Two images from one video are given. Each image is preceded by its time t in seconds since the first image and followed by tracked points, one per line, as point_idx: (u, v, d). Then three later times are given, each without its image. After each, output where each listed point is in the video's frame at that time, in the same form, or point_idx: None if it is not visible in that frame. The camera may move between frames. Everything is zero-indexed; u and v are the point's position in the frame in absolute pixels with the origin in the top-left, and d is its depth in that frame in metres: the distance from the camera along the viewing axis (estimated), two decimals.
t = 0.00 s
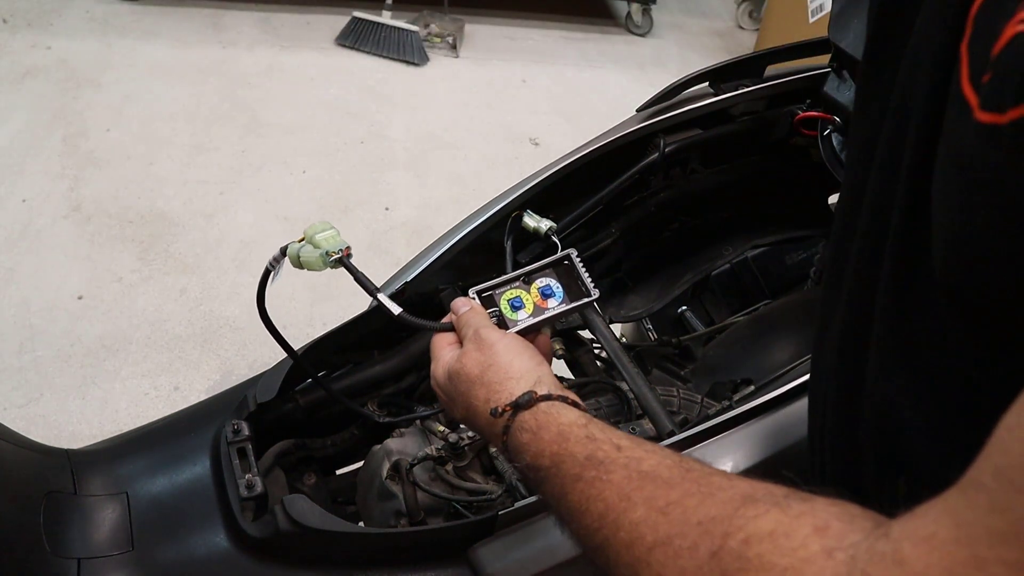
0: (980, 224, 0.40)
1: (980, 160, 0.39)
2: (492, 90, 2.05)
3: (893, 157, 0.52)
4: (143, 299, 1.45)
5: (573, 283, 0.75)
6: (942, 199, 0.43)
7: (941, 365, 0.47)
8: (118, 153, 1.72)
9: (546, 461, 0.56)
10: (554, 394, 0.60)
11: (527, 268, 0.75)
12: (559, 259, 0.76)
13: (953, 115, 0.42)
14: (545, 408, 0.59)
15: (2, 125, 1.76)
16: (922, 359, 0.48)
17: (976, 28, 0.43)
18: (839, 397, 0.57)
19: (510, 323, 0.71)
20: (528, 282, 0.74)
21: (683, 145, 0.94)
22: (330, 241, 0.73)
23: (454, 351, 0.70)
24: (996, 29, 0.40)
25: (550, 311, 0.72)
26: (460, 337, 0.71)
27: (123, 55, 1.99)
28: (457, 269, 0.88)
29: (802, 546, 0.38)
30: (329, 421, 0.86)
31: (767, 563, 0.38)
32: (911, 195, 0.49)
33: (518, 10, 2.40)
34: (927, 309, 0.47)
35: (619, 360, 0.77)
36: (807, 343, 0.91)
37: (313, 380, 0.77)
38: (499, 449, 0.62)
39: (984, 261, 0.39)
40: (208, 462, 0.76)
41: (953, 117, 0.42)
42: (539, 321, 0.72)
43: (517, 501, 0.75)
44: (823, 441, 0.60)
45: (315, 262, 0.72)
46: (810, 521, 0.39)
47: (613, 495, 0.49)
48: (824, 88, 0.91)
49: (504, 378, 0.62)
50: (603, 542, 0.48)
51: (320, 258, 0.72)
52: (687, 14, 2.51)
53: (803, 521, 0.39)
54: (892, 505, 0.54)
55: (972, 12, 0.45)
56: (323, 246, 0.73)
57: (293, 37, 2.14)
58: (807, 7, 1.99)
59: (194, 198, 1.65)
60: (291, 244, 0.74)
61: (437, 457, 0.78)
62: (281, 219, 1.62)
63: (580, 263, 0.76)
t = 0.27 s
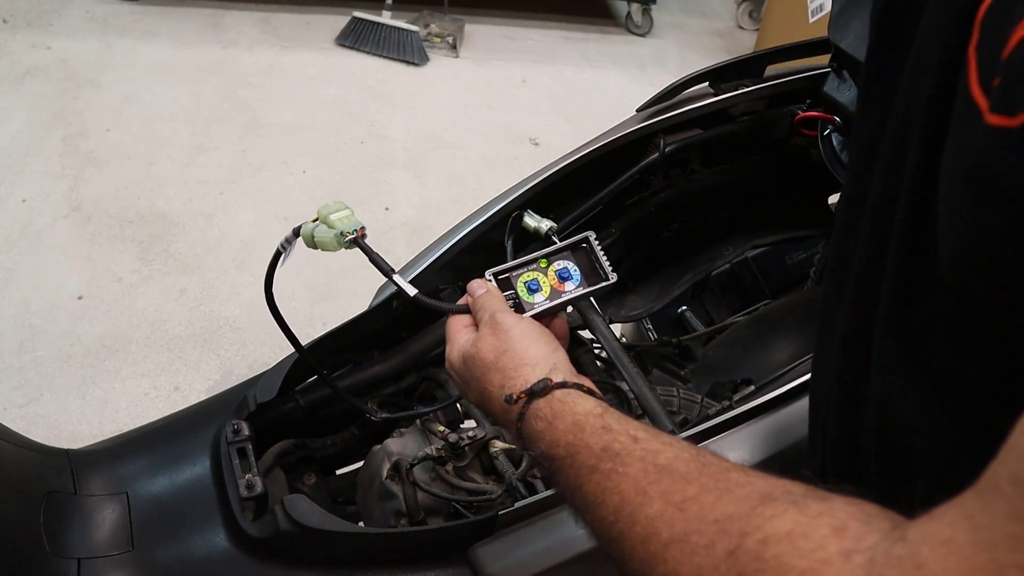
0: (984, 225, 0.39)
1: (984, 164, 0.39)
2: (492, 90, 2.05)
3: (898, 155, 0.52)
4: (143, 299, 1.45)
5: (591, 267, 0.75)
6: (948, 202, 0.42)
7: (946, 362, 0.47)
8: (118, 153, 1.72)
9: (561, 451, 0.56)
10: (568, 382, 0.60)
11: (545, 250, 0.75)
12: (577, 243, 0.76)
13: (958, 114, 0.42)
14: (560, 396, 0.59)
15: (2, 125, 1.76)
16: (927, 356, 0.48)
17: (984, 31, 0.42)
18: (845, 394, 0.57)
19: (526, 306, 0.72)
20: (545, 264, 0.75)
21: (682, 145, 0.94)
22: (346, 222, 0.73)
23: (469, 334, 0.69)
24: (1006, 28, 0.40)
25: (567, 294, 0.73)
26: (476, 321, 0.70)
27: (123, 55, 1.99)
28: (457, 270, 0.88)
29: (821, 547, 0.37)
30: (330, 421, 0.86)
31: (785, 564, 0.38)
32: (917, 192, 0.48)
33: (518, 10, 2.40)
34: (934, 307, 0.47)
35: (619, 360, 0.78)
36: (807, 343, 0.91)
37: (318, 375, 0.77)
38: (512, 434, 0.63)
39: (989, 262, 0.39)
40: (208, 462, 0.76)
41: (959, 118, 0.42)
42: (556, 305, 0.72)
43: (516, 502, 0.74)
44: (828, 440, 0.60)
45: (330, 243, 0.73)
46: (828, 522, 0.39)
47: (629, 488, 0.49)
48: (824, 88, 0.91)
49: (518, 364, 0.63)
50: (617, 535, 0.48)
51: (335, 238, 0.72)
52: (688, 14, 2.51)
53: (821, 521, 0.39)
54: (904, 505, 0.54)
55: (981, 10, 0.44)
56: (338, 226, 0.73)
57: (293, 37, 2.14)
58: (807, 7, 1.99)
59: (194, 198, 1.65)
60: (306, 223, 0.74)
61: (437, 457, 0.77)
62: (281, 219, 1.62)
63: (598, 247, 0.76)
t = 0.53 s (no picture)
0: (987, 228, 0.40)
1: (988, 166, 0.39)
2: (492, 90, 2.05)
3: (900, 156, 0.52)
4: (143, 299, 1.45)
5: (594, 267, 0.75)
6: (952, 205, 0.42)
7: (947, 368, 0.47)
8: (118, 153, 1.72)
9: (566, 452, 0.56)
10: (573, 382, 0.60)
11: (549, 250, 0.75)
12: (580, 242, 0.76)
13: (961, 119, 0.42)
14: (565, 397, 0.59)
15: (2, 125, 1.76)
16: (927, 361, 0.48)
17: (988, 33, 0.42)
18: (846, 396, 0.57)
19: (530, 306, 0.72)
20: (549, 264, 0.75)
21: (683, 145, 0.94)
22: (349, 223, 0.73)
23: (474, 334, 0.69)
24: (1008, 30, 0.40)
25: (570, 295, 0.73)
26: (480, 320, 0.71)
27: (123, 55, 1.99)
28: (457, 270, 0.88)
29: (825, 549, 0.38)
30: (331, 421, 0.86)
31: (790, 565, 0.38)
32: (918, 195, 0.49)
33: (518, 10, 2.40)
34: (936, 310, 0.47)
35: (619, 361, 0.78)
36: (807, 343, 0.91)
37: (319, 375, 0.77)
38: (516, 435, 0.63)
39: (991, 267, 0.39)
40: (208, 462, 0.76)
41: (962, 122, 0.42)
42: (559, 305, 0.72)
43: (516, 502, 0.74)
44: (829, 441, 0.60)
45: (334, 244, 0.73)
46: (833, 523, 0.39)
47: (633, 489, 0.49)
48: (824, 88, 0.91)
49: (523, 364, 0.63)
50: (622, 536, 0.48)
51: (338, 239, 0.72)
52: (688, 14, 2.51)
53: (825, 523, 0.39)
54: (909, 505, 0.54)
55: (985, 13, 0.44)
56: (341, 228, 0.73)
57: (293, 37, 2.14)
58: (807, 7, 1.99)
59: (194, 198, 1.65)
60: (310, 224, 0.75)
61: (437, 457, 0.77)
62: (281, 219, 1.62)
63: (602, 246, 0.76)
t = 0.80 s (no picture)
0: (984, 231, 0.40)
1: (987, 169, 0.39)
2: (492, 90, 2.05)
3: (898, 159, 0.52)
4: (142, 300, 1.45)
5: (593, 268, 0.75)
6: (950, 207, 0.42)
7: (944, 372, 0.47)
8: (118, 153, 1.72)
9: (564, 454, 0.56)
10: (571, 385, 0.60)
11: (547, 251, 0.75)
12: (579, 243, 0.76)
13: (959, 122, 0.42)
14: (563, 399, 0.59)
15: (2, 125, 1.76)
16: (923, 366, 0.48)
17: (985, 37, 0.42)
18: (844, 398, 0.57)
19: (529, 307, 0.72)
20: (547, 265, 0.75)
21: (683, 145, 0.95)
22: (347, 224, 0.73)
23: (472, 335, 0.69)
24: (1005, 35, 0.40)
25: (569, 296, 0.73)
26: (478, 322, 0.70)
27: (123, 55, 1.99)
28: (457, 270, 0.88)
29: (822, 553, 0.38)
30: (330, 422, 0.86)
31: (787, 569, 0.38)
32: (916, 198, 0.49)
33: (518, 10, 2.40)
34: (933, 312, 0.48)
35: (619, 360, 0.78)
36: (807, 342, 0.91)
37: (319, 375, 0.77)
38: (515, 437, 0.63)
39: (988, 269, 0.39)
40: (208, 462, 0.75)
41: (960, 125, 0.42)
42: (558, 306, 0.72)
43: (516, 502, 0.74)
44: (827, 442, 0.60)
45: (332, 245, 0.73)
46: (829, 528, 0.39)
47: (631, 491, 0.49)
48: (823, 88, 0.91)
49: (521, 366, 0.63)
50: (620, 539, 0.47)
51: (337, 241, 0.72)
52: (688, 14, 2.51)
53: (822, 527, 0.39)
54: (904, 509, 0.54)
55: (984, 17, 0.44)
56: (339, 229, 0.73)
57: (293, 37, 2.14)
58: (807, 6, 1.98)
59: (194, 198, 1.65)
60: (307, 226, 0.74)
61: (437, 457, 0.77)
62: (281, 219, 1.62)
63: (600, 247, 0.76)
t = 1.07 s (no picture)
0: (978, 235, 0.40)
1: (979, 173, 0.39)
2: (492, 90, 2.05)
3: (894, 162, 0.52)
4: (143, 300, 1.45)
5: (591, 271, 0.75)
6: (945, 210, 0.42)
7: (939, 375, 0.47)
8: (118, 153, 1.72)
9: (559, 457, 0.56)
10: (568, 387, 0.60)
11: (546, 254, 0.75)
12: (577, 246, 0.76)
13: (952, 126, 0.42)
14: (559, 401, 0.59)
15: (2, 125, 1.76)
16: (919, 371, 0.48)
17: (977, 40, 0.42)
18: (841, 402, 0.57)
19: (527, 310, 0.72)
20: (546, 268, 0.75)
21: (682, 145, 0.95)
22: (346, 228, 0.73)
23: (470, 339, 0.69)
24: (997, 38, 0.41)
25: (568, 299, 0.73)
26: (476, 325, 0.71)
27: (123, 55, 1.99)
28: (456, 270, 0.88)
29: (813, 556, 0.38)
30: (330, 422, 0.86)
31: (777, 571, 0.38)
32: (912, 200, 0.49)
33: (518, 10, 2.40)
34: (929, 315, 0.47)
35: (619, 360, 0.78)
36: (807, 343, 0.91)
37: (319, 375, 0.77)
38: (512, 440, 0.63)
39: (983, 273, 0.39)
40: (208, 462, 0.75)
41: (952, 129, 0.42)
42: (556, 309, 0.72)
43: (516, 502, 0.74)
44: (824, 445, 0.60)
45: (331, 249, 0.72)
46: (821, 530, 0.39)
47: (626, 494, 0.49)
48: (823, 88, 0.91)
49: (518, 369, 0.62)
50: (615, 541, 0.48)
51: (336, 245, 0.72)
52: (688, 14, 2.51)
53: (814, 530, 0.39)
54: (898, 512, 0.55)
55: (976, 19, 0.44)
56: (339, 232, 0.73)
57: (293, 37, 2.14)
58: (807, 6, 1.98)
59: (194, 198, 1.65)
60: (307, 231, 0.74)
61: (437, 457, 0.77)
62: (281, 219, 1.62)
63: (598, 250, 0.76)
